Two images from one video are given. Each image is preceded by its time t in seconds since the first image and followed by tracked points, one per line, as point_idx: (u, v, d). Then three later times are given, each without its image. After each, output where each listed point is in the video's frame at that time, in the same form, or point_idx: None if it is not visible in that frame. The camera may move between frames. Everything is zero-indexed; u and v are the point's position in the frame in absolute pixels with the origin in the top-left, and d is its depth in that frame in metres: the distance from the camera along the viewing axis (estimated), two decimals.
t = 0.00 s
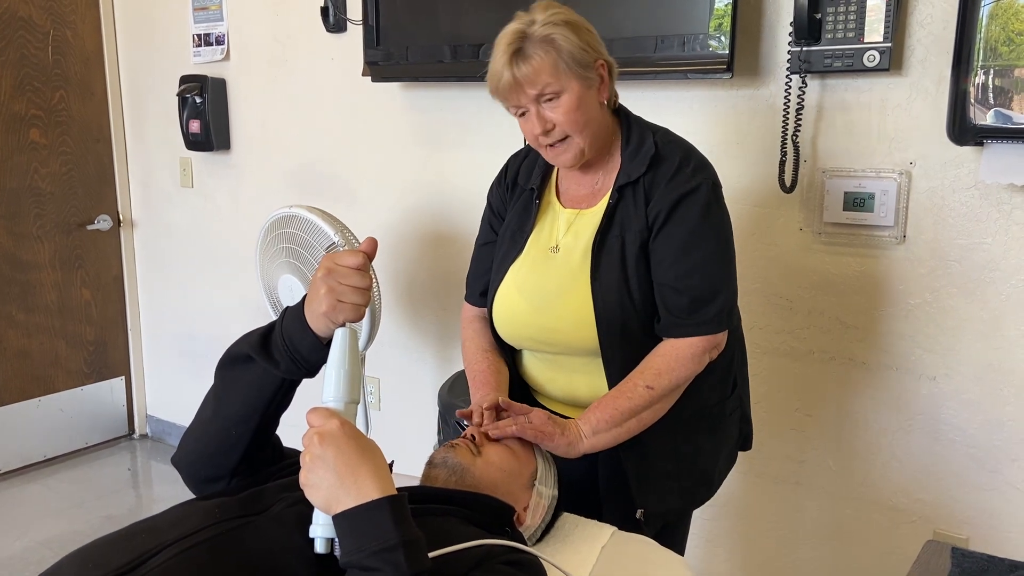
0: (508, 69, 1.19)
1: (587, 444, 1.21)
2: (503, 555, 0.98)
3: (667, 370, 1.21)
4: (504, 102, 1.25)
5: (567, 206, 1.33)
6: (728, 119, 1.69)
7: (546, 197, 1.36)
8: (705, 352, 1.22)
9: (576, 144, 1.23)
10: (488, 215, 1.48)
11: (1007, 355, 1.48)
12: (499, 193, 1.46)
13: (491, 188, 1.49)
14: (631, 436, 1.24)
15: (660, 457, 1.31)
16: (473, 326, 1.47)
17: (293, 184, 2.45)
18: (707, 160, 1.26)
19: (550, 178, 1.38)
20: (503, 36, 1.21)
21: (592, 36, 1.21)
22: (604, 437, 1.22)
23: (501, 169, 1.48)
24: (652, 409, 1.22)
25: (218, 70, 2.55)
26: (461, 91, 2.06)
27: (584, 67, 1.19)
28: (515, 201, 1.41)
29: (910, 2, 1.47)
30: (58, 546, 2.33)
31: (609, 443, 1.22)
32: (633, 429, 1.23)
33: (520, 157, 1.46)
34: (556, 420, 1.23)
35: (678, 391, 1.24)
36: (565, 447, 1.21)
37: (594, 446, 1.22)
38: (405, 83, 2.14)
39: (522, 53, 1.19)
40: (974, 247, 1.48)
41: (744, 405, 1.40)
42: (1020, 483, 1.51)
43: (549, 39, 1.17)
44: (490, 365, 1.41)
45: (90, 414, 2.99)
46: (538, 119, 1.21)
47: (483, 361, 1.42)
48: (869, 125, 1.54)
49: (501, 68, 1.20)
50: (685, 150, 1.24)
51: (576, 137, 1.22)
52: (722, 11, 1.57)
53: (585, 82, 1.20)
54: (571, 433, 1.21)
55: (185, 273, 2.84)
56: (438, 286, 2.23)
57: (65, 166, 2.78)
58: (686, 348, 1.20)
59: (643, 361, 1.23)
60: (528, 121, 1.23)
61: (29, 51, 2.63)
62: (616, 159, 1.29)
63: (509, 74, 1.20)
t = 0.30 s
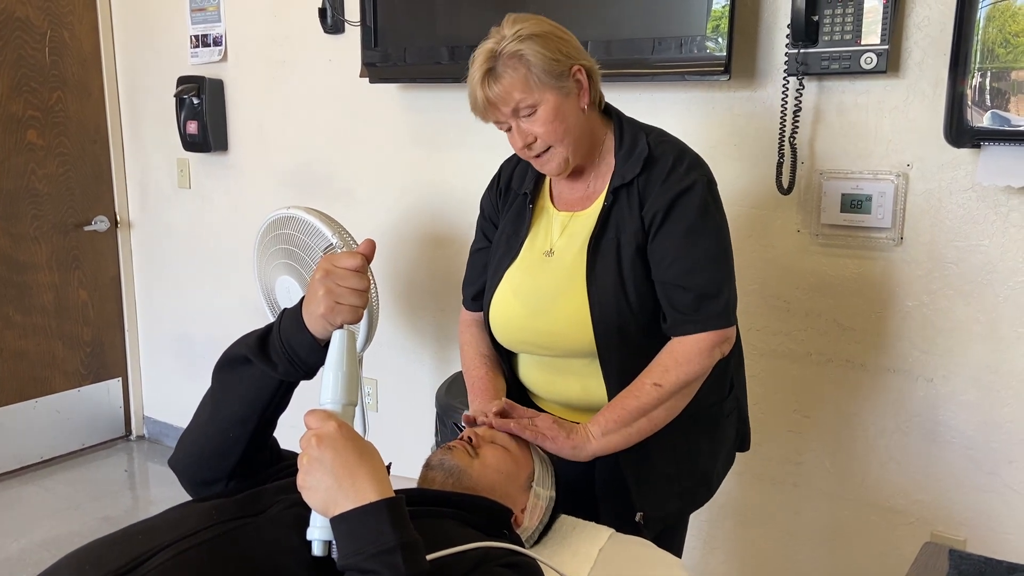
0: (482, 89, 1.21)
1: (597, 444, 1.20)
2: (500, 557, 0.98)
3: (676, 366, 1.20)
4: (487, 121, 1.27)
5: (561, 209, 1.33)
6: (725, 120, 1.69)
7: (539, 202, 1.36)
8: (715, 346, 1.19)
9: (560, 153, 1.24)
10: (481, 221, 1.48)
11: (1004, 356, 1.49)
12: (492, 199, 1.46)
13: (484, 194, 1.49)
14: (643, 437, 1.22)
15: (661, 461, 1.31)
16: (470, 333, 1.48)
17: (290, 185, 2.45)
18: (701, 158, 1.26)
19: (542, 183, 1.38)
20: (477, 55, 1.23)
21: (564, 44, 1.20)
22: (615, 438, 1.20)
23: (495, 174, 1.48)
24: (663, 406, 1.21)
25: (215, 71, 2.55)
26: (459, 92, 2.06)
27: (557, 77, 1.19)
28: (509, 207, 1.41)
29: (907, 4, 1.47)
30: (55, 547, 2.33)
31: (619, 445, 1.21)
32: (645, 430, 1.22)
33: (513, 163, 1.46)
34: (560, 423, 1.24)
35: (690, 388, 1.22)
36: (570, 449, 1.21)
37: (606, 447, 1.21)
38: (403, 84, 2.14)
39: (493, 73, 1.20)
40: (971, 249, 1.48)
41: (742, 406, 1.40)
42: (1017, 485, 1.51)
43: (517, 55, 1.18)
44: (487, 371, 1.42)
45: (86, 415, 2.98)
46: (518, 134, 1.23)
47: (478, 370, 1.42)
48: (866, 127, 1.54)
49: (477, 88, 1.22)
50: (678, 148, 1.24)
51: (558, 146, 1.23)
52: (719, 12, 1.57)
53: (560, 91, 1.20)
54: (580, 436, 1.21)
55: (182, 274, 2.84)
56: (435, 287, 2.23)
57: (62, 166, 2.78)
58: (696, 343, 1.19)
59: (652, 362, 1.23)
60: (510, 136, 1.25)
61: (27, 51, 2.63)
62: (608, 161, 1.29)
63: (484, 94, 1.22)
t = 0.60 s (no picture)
0: (471, 95, 1.21)
1: (580, 441, 1.20)
2: (501, 559, 0.98)
3: (662, 362, 1.18)
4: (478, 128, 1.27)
5: (554, 209, 1.33)
6: (725, 121, 1.69)
7: (533, 203, 1.36)
8: (704, 343, 1.17)
9: (551, 157, 1.23)
10: (476, 223, 1.48)
11: (1004, 358, 1.49)
12: (487, 201, 1.46)
13: (479, 195, 1.49)
14: (632, 436, 1.21)
15: (658, 461, 1.30)
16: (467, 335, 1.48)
17: (289, 186, 2.44)
18: (692, 157, 1.25)
19: (536, 185, 1.38)
20: (465, 62, 1.23)
21: (551, 48, 1.20)
22: (599, 434, 1.19)
23: (490, 176, 1.48)
24: (652, 403, 1.19)
25: (214, 72, 2.55)
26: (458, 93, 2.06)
27: (545, 82, 1.19)
28: (503, 209, 1.41)
29: (907, 6, 1.47)
30: (53, 549, 2.32)
31: (606, 443, 1.20)
32: (632, 428, 1.20)
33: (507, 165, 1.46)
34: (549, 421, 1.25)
35: (681, 385, 1.19)
36: (552, 443, 1.21)
37: (590, 445, 1.20)
38: (401, 85, 2.14)
39: (481, 79, 1.20)
40: (971, 250, 1.48)
41: (739, 406, 1.39)
42: (1018, 487, 1.51)
43: (504, 60, 1.18)
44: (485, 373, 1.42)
45: (84, 417, 2.97)
46: (508, 140, 1.23)
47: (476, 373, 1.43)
48: (866, 129, 1.54)
49: (466, 95, 1.23)
50: (670, 147, 1.23)
51: (548, 150, 1.22)
52: (718, 14, 1.57)
53: (548, 96, 1.20)
54: (564, 434, 1.21)
55: (180, 275, 2.83)
56: (433, 288, 2.22)
57: (60, 167, 2.77)
58: (684, 339, 1.16)
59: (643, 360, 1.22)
60: (501, 142, 1.25)
61: (24, 52, 2.63)
62: (601, 162, 1.28)
63: (473, 101, 1.22)
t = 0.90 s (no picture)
0: (468, 93, 1.21)
1: (565, 443, 1.19)
2: (499, 562, 0.97)
3: (646, 362, 1.16)
4: (473, 128, 1.27)
5: (547, 212, 1.32)
6: (724, 123, 1.69)
7: (527, 205, 1.35)
8: (691, 344, 1.14)
9: (548, 155, 1.23)
10: (472, 226, 1.48)
11: (1002, 360, 1.49)
12: (482, 204, 1.46)
13: (475, 198, 1.49)
14: (617, 438, 1.19)
15: (652, 465, 1.30)
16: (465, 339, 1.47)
17: (287, 188, 2.44)
18: (686, 157, 1.25)
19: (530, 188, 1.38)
20: (461, 62, 1.23)
21: (547, 46, 1.21)
22: (582, 436, 1.19)
23: (486, 178, 1.48)
24: (636, 405, 1.17)
25: (212, 73, 2.54)
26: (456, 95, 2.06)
27: (543, 78, 1.19)
28: (498, 211, 1.41)
29: (906, 8, 1.47)
30: (49, 551, 2.31)
31: (590, 445, 1.19)
32: (616, 429, 1.18)
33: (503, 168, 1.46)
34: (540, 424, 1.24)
35: (668, 387, 1.17)
36: (537, 440, 1.22)
37: (573, 446, 1.19)
38: (400, 87, 2.14)
39: (478, 76, 1.20)
40: (970, 252, 1.48)
41: (737, 411, 1.40)
42: (1016, 489, 1.51)
43: (502, 57, 1.19)
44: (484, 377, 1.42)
45: (81, 419, 2.97)
46: (506, 137, 1.22)
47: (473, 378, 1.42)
48: (865, 131, 1.54)
49: (462, 95, 1.22)
50: (662, 149, 1.23)
51: (546, 148, 1.22)
52: (717, 15, 1.57)
53: (546, 93, 1.20)
54: (550, 434, 1.21)
55: (178, 277, 2.83)
56: (432, 290, 2.22)
57: (57, 168, 2.77)
58: (668, 339, 1.15)
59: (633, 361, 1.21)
60: (497, 140, 1.24)
61: (22, 53, 2.62)
62: (595, 164, 1.28)
63: (470, 99, 1.21)
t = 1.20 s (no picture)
0: (461, 102, 1.21)
1: (568, 448, 1.20)
2: (499, 564, 0.97)
3: (647, 366, 1.17)
4: (467, 134, 1.27)
5: (543, 216, 1.33)
6: (723, 125, 1.70)
7: (524, 210, 1.36)
8: (691, 348, 1.14)
9: (542, 163, 1.24)
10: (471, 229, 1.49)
11: (1000, 363, 1.49)
12: (481, 208, 1.47)
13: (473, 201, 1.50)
14: (620, 443, 1.19)
15: (651, 468, 1.30)
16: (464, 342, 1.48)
17: (287, 190, 2.44)
18: (682, 160, 1.25)
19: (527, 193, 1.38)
20: (455, 68, 1.23)
21: (541, 54, 1.20)
22: (585, 441, 1.19)
23: (485, 182, 1.49)
24: (638, 410, 1.17)
25: (211, 74, 2.55)
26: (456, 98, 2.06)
27: (535, 88, 1.19)
28: (495, 215, 1.41)
29: (904, 11, 1.48)
30: (48, 553, 2.31)
31: (593, 450, 1.19)
32: (618, 435, 1.18)
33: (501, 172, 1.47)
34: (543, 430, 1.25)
35: (669, 391, 1.17)
36: (540, 446, 1.22)
37: (576, 451, 1.20)
38: (399, 89, 2.14)
39: (471, 86, 1.20)
40: (968, 255, 1.49)
41: (737, 415, 1.40)
42: (1015, 491, 1.51)
43: (494, 67, 1.18)
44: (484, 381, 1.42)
45: (79, 420, 2.96)
46: (499, 146, 1.23)
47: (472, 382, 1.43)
48: (864, 133, 1.55)
49: (456, 103, 1.23)
50: (656, 151, 1.24)
51: (539, 157, 1.23)
52: (716, 18, 1.57)
53: (539, 102, 1.20)
54: (553, 440, 1.21)
55: (177, 278, 2.83)
56: (431, 292, 2.22)
57: (56, 169, 2.76)
58: (668, 343, 1.15)
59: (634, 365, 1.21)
60: (491, 148, 1.25)
61: (22, 55, 2.62)
62: (589, 168, 1.28)
63: (463, 107, 1.22)
